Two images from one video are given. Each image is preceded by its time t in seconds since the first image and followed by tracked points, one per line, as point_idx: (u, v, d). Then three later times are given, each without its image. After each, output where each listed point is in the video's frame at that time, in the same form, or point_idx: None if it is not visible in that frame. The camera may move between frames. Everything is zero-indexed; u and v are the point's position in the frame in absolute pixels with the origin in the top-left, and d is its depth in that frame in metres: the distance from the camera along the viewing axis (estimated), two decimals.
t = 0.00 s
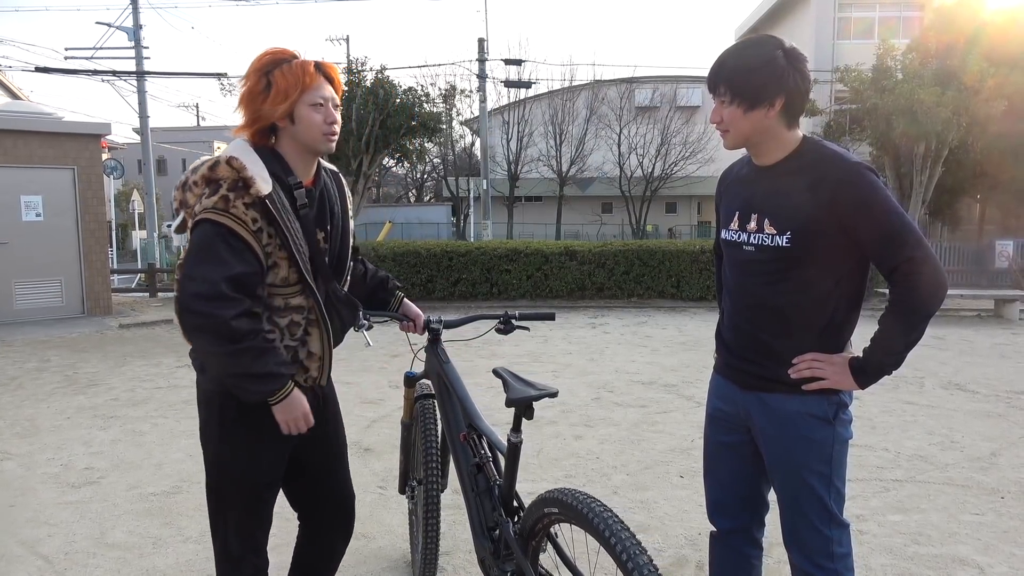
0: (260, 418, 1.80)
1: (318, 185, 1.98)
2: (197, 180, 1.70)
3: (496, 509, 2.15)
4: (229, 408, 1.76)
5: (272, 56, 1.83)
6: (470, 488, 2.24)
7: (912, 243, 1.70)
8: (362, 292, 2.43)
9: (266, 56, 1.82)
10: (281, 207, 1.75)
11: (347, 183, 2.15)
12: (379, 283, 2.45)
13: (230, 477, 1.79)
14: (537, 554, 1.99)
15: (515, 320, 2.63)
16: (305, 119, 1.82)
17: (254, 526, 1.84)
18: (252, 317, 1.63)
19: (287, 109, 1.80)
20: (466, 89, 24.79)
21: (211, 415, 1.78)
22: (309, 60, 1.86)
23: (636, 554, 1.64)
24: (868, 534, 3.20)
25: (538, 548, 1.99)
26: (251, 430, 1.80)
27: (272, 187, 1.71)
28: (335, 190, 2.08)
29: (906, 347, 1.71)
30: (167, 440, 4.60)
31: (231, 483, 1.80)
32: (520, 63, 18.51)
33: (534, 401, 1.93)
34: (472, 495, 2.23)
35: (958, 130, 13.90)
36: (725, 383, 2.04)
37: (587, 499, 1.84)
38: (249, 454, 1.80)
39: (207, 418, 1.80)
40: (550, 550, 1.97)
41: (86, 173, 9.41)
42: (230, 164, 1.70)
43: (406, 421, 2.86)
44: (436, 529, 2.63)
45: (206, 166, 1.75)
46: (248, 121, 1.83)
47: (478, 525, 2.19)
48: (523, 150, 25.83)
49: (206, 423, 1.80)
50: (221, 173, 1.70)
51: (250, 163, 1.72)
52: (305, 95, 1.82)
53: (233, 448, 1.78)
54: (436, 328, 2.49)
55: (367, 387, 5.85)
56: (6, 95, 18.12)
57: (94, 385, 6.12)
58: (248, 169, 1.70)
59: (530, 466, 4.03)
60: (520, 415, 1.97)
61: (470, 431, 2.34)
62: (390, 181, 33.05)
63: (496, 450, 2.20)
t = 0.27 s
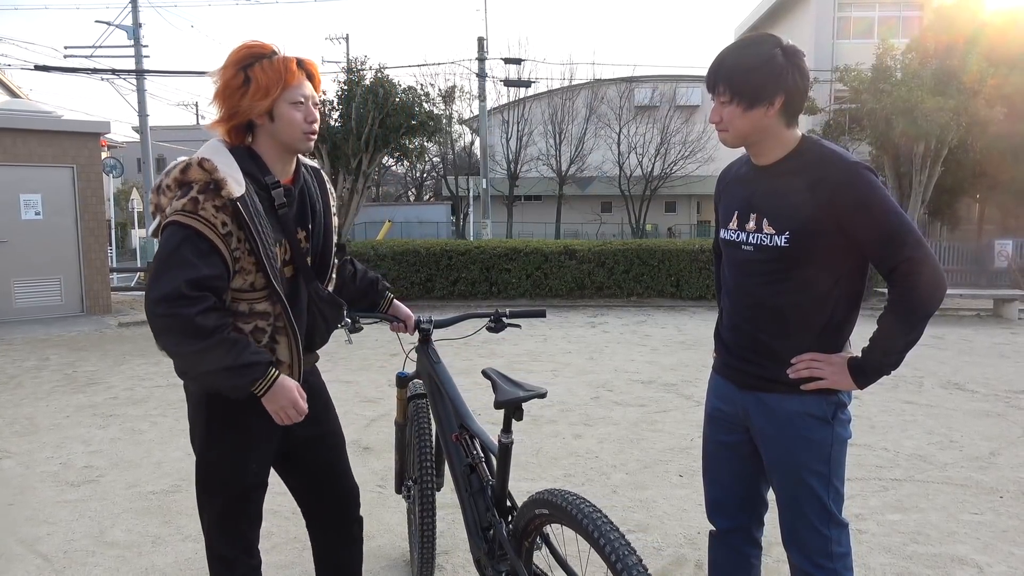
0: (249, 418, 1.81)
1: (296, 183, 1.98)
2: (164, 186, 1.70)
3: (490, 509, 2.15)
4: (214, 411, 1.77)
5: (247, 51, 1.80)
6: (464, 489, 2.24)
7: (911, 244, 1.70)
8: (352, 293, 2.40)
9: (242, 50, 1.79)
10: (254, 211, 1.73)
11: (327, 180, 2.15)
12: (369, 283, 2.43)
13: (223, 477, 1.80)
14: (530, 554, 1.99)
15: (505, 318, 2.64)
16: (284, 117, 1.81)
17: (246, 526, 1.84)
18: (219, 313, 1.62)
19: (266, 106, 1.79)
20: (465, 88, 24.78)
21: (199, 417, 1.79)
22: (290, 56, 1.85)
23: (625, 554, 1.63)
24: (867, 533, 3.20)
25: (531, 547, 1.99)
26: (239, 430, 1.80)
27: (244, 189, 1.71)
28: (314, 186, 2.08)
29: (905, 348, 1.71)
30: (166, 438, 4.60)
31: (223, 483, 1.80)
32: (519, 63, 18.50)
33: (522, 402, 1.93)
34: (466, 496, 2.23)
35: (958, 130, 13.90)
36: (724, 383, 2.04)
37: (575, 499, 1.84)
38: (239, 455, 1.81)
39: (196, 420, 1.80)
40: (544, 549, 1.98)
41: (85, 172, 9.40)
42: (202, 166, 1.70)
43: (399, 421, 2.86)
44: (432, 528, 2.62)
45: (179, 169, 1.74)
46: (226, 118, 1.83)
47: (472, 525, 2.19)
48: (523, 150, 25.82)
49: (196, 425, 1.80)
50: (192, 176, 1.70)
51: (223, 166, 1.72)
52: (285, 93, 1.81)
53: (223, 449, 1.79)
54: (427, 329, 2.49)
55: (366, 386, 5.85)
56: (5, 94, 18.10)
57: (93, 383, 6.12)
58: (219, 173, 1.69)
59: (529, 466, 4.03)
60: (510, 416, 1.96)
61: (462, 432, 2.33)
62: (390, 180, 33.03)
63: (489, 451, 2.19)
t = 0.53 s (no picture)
0: (245, 419, 1.81)
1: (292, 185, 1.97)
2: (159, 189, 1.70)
3: (489, 509, 2.15)
4: (211, 412, 1.77)
5: (245, 54, 1.82)
6: (463, 489, 2.24)
7: (911, 243, 1.70)
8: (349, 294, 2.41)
9: (240, 52, 1.80)
10: (245, 213, 1.73)
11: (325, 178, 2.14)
12: (365, 283, 2.43)
13: (221, 479, 1.80)
14: (530, 555, 1.99)
15: (503, 318, 2.64)
16: (278, 119, 1.81)
17: (244, 527, 1.85)
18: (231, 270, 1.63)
19: (260, 107, 1.79)
20: (465, 87, 24.77)
21: (196, 419, 1.79)
22: (282, 55, 1.86)
23: (626, 558, 1.64)
24: (866, 532, 3.20)
25: (531, 547, 2.00)
26: (236, 432, 1.80)
27: (238, 191, 1.72)
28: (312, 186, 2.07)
29: (904, 348, 1.72)
30: (166, 437, 4.60)
31: (221, 484, 1.80)
32: (519, 62, 18.48)
33: (521, 403, 1.93)
34: (465, 496, 2.23)
35: (957, 130, 13.90)
36: (722, 383, 2.05)
37: (577, 501, 1.84)
38: (235, 456, 1.81)
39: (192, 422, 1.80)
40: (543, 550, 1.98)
41: (85, 171, 9.40)
42: (194, 168, 1.70)
43: (398, 421, 2.86)
44: (432, 528, 2.63)
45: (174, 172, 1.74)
46: (222, 121, 1.82)
47: (471, 526, 2.20)
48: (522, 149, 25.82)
49: (192, 427, 1.80)
50: (185, 179, 1.69)
51: (215, 168, 1.72)
52: (280, 94, 1.82)
53: (219, 450, 1.79)
54: (425, 328, 2.50)
55: (366, 385, 5.85)
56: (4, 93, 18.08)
57: (93, 382, 6.11)
58: (214, 175, 1.70)
59: (529, 465, 4.03)
60: (509, 416, 1.97)
61: (461, 432, 2.33)
62: (389, 179, 33.01)
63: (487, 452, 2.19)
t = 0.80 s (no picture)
0: (245, 418, 1.81)
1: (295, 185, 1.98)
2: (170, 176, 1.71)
3: (491, 509, 2.16)
4: (213, 409, 1.78)
5: (243, 55, 1.81)
6: (465, 489, 2.25)
7: (909, 243, 1.71)
8: (351, 292, 2.41)
9: (239, 54, 1.80)
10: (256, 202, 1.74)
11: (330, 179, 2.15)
12: (367, 283, 2.44)
13: (222, 477, 1.80)
14: (532, 554, 2.00)
15: (505, 317, 2.64)
16: (270, 122, 1.79)
17: (246, 526, 1.85)
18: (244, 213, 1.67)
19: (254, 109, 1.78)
20: (464, 87, 24.76)
21: (198, 418, 1.79)
22: (280, 56, 1.84)
23: (632, 560, 1.64)
24: (865, 531, 3.21)
25: (533, 547, 2.00)
26: (237, 431, 1.80)
27: (242, 175, 1.74)
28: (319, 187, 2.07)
29: (902, 347, 1.72)
30: (166, 436, 4.60)
31: (222, 484, 1.81)
32: (518, 61, 18.48)
33: (523, 401, 1.94)
34: (466, 496, 2.23)
35: (957, 128, 13.89)
36: (721, 382, 2.05)
37: (583, 502, 1.84)
38: (235, 457, 1.81)
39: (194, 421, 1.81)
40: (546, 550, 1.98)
41: (84, 171, 9.39)
42: (196, 160, 1.72)
43: (399, 421, 2.86)
44: (432, 527, 2.63)
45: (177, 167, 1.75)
46: (224, 121, 1.84)
47: (473, 525, 2.20)
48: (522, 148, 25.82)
49: (194, 426, 1.81)
50: (188, 171, 1.71)
51: (217, 159, 1.73)
52: (268, 98, 1.79)
53: (220, 449, 1.79)
54: (426, 328, 2.50)
55: (365, 384, 5.85)
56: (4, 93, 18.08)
57: (93, 382, 6.12)
58: (217, 164, 1.72)
59: (528, 464, 4.04)
60: (511, 416, 1.97)
61: (463, 431, 2.34)
62: (389, 178, 33.01)
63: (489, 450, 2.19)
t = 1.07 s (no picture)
0: (244, 416, 1.81)
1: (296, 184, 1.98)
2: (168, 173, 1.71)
3: (490, 508, 2.16)
4: (214, 406, 1.79)
5: (243, 57, 1.82)
6: (464, 488, 2.25)
7: (909, 243, 1.71)
8: (354, 289, 2.41)
9: (239, 56, 1.81)
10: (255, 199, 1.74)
11: (338, 177, 2.14)
12: (368, 282, 2.44)
13: (222, 476, 1.81)
14: (531, 553, 2.00)
15: (504, 316, 2.64)
16: (266, 126, 1.80)
17: (245, 525, 1.85)
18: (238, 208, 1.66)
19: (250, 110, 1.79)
20: (464, 86, 24.75)
21: (198, 416, 1.80)
22: (279, 57, 1.84)
23: (630, 559, 1.64)
24: (864, 529, 3.21)
25: (532, 545, 2.00)
26: (237, 430, 1.81)
27: (240, 173, 1.73)
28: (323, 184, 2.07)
29: (903, 346, 1.72)
30: (166, 436, 4.61)
31: (221, 483, 1.81)
32: (518, 61, 18.48)
33: (521, 401, 1.94)
34: (466, 495, 2.23)
35: (957, 127, 13.89)
36: (721, 381, 2.05)
37: (580, 500, 1.84)
38: (234, 456, 1.81)
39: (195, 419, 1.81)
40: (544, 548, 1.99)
41: (84, 170, 9.40)
42: (194, 159, 1.71)
43: (398, 420, 2.86)
44: (432, 527, 2.64)
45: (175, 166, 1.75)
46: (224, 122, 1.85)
47: (472, 524, 2.20)
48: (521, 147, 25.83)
49: (195, 425, 1.81)
50: (186, 168, 1.71)
51: (215, 158, 1.73)
52: (261, 100, 1.80)
53: (219, 448, 1.80)
54: (424, 327, 2.50)
55: (365, 383, 5.86)
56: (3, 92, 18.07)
57: (93, 381, 6.12)
58: (213, 161, 1.71)
59: (528, 463, 4.04)
60: (510, 414, 1.97)
61: (462, 431, 2.34)
62: (389, 177, 33.01)
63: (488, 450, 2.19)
